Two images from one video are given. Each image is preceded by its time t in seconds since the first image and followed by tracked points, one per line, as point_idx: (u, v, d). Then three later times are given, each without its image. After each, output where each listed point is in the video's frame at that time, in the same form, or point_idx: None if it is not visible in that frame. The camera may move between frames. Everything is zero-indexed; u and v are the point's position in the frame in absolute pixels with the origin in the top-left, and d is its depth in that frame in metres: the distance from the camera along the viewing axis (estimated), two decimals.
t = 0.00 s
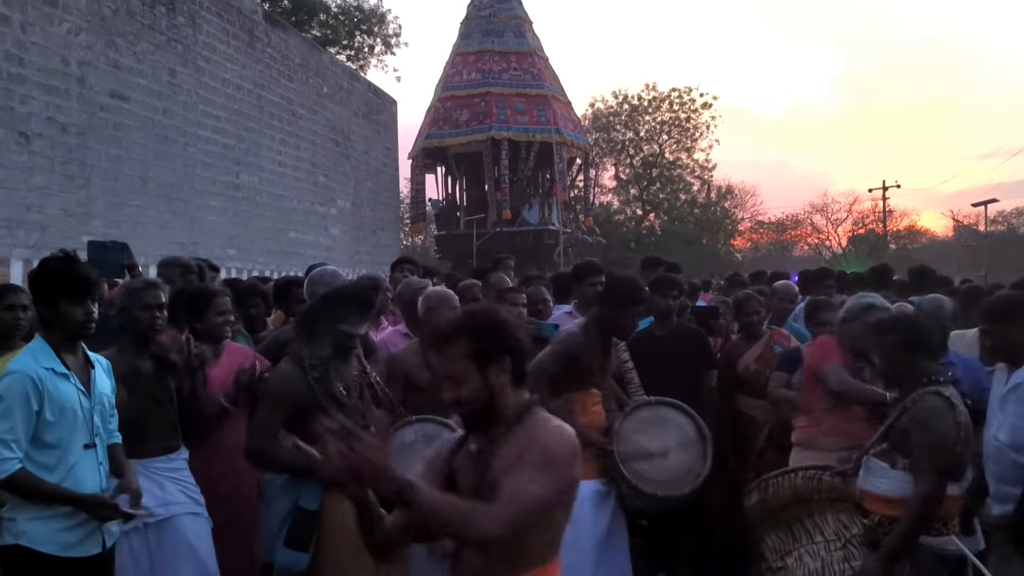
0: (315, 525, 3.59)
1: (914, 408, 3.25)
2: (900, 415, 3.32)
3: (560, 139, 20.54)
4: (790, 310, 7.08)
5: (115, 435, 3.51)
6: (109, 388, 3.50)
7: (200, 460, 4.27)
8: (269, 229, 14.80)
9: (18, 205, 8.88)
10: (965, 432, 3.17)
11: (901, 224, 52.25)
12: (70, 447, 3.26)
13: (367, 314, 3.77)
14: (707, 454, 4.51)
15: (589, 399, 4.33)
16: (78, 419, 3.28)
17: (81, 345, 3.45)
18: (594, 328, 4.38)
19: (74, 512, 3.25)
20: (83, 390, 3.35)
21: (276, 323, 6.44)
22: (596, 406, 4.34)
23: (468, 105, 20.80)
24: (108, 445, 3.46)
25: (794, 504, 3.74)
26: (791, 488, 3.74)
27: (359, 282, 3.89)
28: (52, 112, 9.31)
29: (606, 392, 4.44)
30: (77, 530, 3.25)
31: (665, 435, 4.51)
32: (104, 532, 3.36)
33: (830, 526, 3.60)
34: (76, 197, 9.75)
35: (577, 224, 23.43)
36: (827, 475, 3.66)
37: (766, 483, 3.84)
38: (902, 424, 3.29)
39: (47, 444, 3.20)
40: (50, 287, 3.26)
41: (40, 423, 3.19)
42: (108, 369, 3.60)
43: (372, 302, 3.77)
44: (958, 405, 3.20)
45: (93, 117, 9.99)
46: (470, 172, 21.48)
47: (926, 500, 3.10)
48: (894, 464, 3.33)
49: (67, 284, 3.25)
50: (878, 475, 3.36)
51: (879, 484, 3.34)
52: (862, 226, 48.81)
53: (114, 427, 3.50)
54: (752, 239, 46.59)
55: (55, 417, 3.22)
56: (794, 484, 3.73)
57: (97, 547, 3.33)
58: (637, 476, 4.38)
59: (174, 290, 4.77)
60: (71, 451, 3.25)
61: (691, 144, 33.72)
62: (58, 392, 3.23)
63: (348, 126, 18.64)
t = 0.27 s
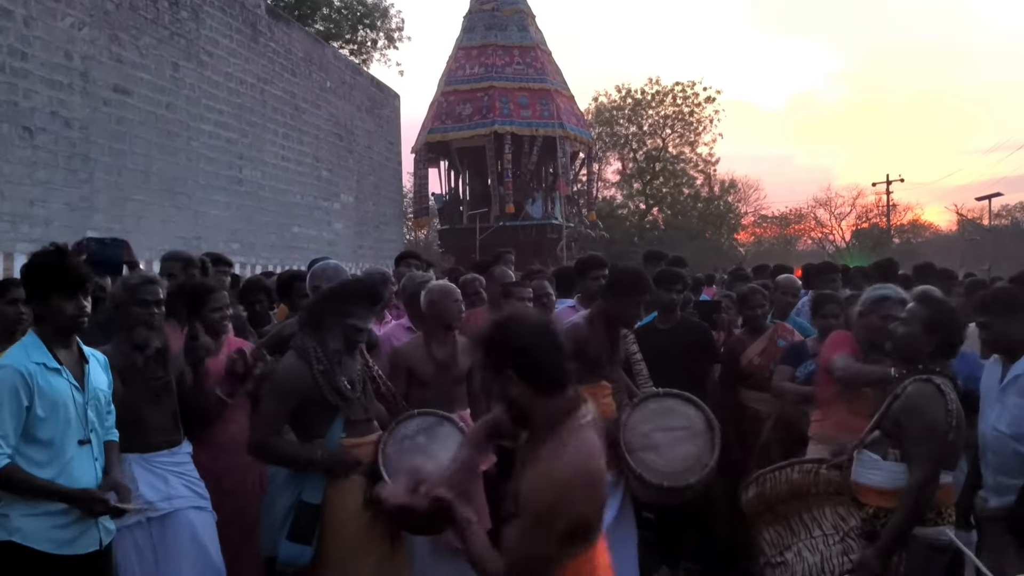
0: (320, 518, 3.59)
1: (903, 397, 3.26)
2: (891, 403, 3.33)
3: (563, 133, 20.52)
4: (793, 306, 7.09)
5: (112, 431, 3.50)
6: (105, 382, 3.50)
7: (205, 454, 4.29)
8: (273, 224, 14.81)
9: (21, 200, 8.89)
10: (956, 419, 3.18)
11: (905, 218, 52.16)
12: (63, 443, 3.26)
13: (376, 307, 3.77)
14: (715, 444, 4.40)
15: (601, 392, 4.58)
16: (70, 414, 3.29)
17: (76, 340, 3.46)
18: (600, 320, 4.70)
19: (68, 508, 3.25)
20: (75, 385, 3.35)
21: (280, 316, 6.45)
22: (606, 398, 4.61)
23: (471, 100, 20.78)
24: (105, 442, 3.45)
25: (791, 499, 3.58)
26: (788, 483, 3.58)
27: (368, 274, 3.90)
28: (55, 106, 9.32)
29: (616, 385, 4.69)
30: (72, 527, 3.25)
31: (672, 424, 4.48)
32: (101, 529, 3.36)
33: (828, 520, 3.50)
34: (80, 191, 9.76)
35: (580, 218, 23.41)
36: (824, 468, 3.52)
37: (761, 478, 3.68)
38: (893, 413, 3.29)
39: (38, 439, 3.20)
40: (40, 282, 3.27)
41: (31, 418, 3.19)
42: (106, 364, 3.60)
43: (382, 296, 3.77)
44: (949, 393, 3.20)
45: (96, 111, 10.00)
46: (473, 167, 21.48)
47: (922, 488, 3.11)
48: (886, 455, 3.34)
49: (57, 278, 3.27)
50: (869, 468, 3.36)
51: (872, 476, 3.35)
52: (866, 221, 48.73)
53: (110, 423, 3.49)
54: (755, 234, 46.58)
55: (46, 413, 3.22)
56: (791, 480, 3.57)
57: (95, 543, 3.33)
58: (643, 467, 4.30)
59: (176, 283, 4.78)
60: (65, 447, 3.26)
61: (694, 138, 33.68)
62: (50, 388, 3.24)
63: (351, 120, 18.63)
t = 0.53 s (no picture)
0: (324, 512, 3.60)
1: (904, 395, 3.28)
2: (891, 401, 3.35)
3: (566, 128, 20.51)
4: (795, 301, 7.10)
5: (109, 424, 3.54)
6: (101, 377, 3.53)
7: (209, 449, 4.33)
8: (275, 219, 14.83)
9: (26, 195, 8.92)
10: (958, 415, 3.17)
11: (908, 212, 52.10)
12: (59, 440, 3.28)
13: (380, 301, 3.80)
14: (719, 439, 4.43)
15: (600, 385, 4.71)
16: (66, 410, 3.31)
17: (71, 335, 3.47)
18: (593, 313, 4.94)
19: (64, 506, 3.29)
20: (71, 381, 3.37)
21: (282, 310, 6.48)
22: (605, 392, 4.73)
23: (474, 95, 20.78)
24: (102, 436, 3.49)
25: (795, 499, 3.61)
26: (790, 482, 3.62)
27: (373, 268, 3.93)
28: (59, 102, 9.34)
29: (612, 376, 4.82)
30: (69, 524, 3.30)
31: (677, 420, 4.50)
32: (99, 526, 3.41)
33: (831, 519, 3.50)
34: (84, 187, 9.79)
35: (582, 213, 23.41)
36: (825, 467, 3.57)
37: (762, 479, 3.73)
38: (894, 411, 3.31)
39: (33, 437, 3.21)
40: (35, 277, 3.26)
41: (26, 416, 3.21)
42: (101, 357, 3.63)
43: (385, 290, 3.79)
44: (950, 389, 3.21)
45: (99, 106, 10.02)
46: (475, 162, 21.48)
47: (925, 484, 3.12)
48: (890, 452, 3.36)
49: (52, 274, 3.26)
50: (875, 465, 3.39)
51: (877, 474, 3.37)
52: (869, 216, 48.67)
53: (106, 417, 3.53)
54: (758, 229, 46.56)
55: (41, 411, 3.24)
56: (792, 479, 3.61)
57: (93, 539, 3.39)
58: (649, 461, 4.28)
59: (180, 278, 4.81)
60: (62, 443, 3.29)
61: (697, 133, 33.67)
62: (45, 385, 3.26)
63: (354, 115, 18.64)
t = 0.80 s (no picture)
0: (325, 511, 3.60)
1: (908, 402, 3.27)
2: (893, 408, 3.34)
3: (566, 126, 20.52)
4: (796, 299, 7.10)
5: (105, 422, 3.53)
6: (96, 375, 3.51)
7: (210, 447, 4.33)
8: (276, 218, 14.82)
9: (26, 194, 8.91)
10: (961, 421, 3.22)
11: (908, 212, 52.06)
12: (54, 438, 3.29)
13: (383, 299, 3.81)
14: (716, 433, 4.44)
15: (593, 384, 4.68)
16: (61, 410, 3.31)
17: (66, 334, 3.46)
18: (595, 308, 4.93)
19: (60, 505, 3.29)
20: (66, 380, 3.36)
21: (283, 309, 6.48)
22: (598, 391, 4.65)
23: (474, 93, 20.77)
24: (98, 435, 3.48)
25: (790, 503, 3.48)
26: (784, 487, 3.49)
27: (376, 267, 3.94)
28: (59, 101, 9.33)
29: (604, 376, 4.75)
30: (65, 523, 3.30)
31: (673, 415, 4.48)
32: (95, 523, 3.40)
33: (826, 521, 3.44)
34: (84, 185, 9.79)
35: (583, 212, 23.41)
36: (820, 470, 3.48)
37: (757, 483, 3.58)
38: (897, 418, 3.30)
39: (28, 435, 3.22)
40: (29, 275, 3.26)
41: (20, 416, 3.21)
42: (96, 354, 3.61)
43: (388, 288, 3.81)
44: (953, 398, 3.24)
45: (99, 105, 10.02)
46: (476, 160, 21.48)
47: (931, 490, 3.13)
48: (893, 455, 3.36)
49: (47, 272, 3.27)
50: (877, 468, 3.38)
51: (880, 476, 3.37)
52: (869, 215, 48.67)
53: (101, 415, 3.52)
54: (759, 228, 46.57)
55: (36, 410, 3.24)
56: (787, 484, 3.48)
57: (90, 538, 3.38)
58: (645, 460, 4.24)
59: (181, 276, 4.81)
60: (56, 442, 3.28)
61: (697, 132, 33.69)
62: (40, 385, 3.25)
63: (354, 114, 18.64)
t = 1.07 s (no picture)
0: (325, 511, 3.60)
1: (908, 399, 3.28)
2: (893, 404, 3.35)
3: (566, 126, 20.54)
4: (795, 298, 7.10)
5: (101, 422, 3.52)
6: (93, 375, 3.51)
7: (212, 447, 4.33)
8: (276, 218, 14.82)
9: (26, 194, 8.91)
10: (960, 420, 3.22)
11: (908, 212, 52.06)
12: (52, 438, 3.28)
13: (377, 289, 3.84)
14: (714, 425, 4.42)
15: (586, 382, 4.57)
16: (59, 409, 3.30)
17: (63, 334, 3.45)
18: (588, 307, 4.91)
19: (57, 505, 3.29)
20: (64, 380, 3.36)
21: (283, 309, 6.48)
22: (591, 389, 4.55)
23: (474, 94, 20.78)
24: (94, 435, 3.48)
25: (789, 493, 3.27)
26: (784, 477, 3.28)
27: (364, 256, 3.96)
28: (59, 101, 9.34)
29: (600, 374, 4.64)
30: (63, 523, 3.29)
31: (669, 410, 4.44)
32: (92, 523, 3.40)
33: (824, 514, 3.26)
34: (84, 185, 9.79)
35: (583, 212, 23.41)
36: (822, 462, 3.33)
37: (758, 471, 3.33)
38: (896, 414, 3.32)
39: (27, 435, 3.22)
40: (28, 274, 3.27)
41: (19, 415, 3.21)
42: (92, 355, 3.61)
43: (380, 278, 3.84)
44: (954, 395, 3.23)
45: (100, 105, 10.02)
46: (476, 160, 21.50)
47: (926, 489, 3.15)
48: (893, 453, 3.37)
49: (48, 269, 3.28)
50: (876, 465, 3.40)
51: (879, 474, 3.39)
52: (869, 215, 48.69)
53: (98, 415, 3.51)
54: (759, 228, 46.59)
55: (34, 410, 3.24)
56: (788, 473, 3.28)
57: (87, 537, 3.37)
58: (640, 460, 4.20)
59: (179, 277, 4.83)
60: (54, 441, 3.28)
61: (697, 132, 33.72)
62: (38, 384, 3.25)
63: (354, 114, 18.65)
